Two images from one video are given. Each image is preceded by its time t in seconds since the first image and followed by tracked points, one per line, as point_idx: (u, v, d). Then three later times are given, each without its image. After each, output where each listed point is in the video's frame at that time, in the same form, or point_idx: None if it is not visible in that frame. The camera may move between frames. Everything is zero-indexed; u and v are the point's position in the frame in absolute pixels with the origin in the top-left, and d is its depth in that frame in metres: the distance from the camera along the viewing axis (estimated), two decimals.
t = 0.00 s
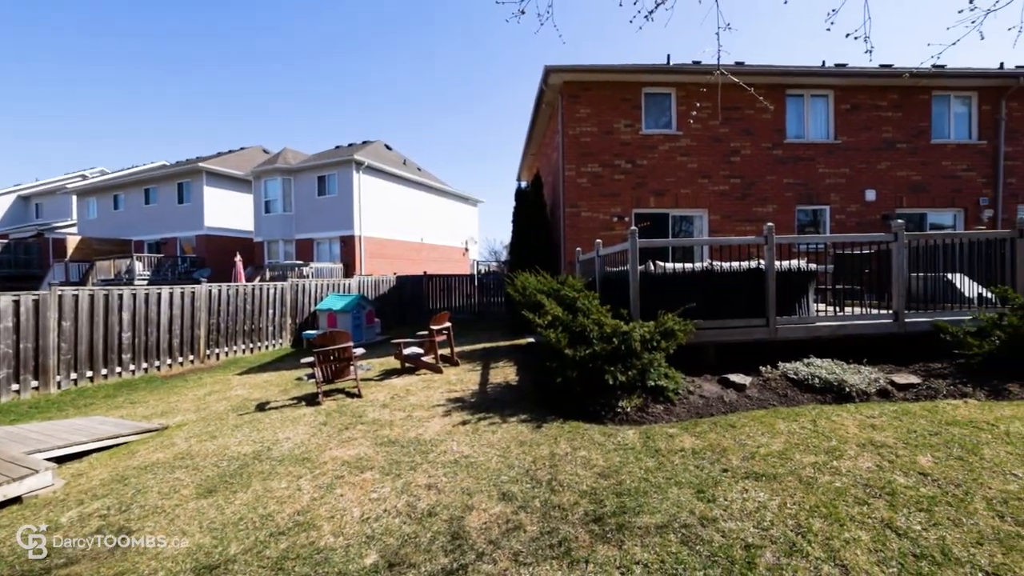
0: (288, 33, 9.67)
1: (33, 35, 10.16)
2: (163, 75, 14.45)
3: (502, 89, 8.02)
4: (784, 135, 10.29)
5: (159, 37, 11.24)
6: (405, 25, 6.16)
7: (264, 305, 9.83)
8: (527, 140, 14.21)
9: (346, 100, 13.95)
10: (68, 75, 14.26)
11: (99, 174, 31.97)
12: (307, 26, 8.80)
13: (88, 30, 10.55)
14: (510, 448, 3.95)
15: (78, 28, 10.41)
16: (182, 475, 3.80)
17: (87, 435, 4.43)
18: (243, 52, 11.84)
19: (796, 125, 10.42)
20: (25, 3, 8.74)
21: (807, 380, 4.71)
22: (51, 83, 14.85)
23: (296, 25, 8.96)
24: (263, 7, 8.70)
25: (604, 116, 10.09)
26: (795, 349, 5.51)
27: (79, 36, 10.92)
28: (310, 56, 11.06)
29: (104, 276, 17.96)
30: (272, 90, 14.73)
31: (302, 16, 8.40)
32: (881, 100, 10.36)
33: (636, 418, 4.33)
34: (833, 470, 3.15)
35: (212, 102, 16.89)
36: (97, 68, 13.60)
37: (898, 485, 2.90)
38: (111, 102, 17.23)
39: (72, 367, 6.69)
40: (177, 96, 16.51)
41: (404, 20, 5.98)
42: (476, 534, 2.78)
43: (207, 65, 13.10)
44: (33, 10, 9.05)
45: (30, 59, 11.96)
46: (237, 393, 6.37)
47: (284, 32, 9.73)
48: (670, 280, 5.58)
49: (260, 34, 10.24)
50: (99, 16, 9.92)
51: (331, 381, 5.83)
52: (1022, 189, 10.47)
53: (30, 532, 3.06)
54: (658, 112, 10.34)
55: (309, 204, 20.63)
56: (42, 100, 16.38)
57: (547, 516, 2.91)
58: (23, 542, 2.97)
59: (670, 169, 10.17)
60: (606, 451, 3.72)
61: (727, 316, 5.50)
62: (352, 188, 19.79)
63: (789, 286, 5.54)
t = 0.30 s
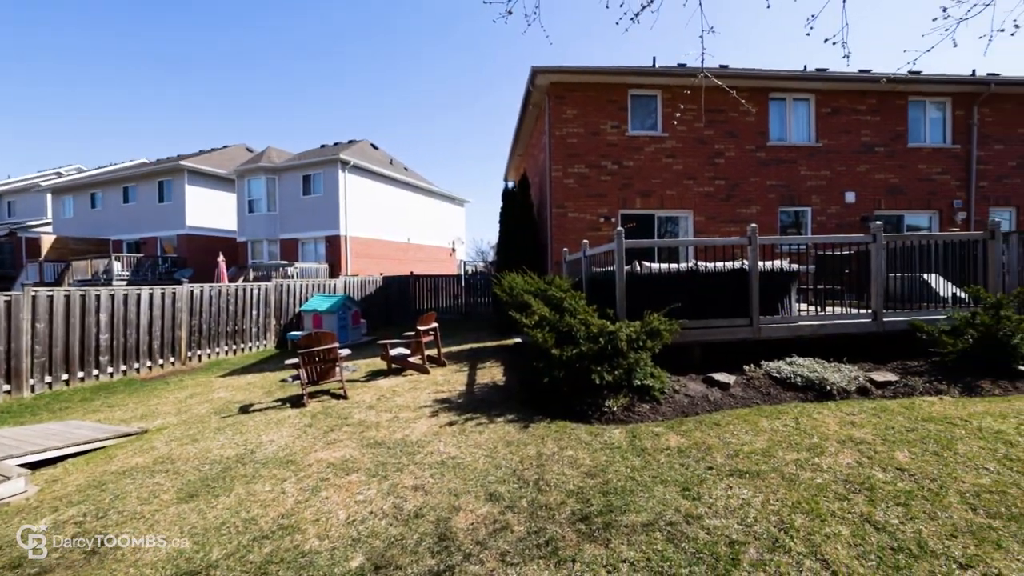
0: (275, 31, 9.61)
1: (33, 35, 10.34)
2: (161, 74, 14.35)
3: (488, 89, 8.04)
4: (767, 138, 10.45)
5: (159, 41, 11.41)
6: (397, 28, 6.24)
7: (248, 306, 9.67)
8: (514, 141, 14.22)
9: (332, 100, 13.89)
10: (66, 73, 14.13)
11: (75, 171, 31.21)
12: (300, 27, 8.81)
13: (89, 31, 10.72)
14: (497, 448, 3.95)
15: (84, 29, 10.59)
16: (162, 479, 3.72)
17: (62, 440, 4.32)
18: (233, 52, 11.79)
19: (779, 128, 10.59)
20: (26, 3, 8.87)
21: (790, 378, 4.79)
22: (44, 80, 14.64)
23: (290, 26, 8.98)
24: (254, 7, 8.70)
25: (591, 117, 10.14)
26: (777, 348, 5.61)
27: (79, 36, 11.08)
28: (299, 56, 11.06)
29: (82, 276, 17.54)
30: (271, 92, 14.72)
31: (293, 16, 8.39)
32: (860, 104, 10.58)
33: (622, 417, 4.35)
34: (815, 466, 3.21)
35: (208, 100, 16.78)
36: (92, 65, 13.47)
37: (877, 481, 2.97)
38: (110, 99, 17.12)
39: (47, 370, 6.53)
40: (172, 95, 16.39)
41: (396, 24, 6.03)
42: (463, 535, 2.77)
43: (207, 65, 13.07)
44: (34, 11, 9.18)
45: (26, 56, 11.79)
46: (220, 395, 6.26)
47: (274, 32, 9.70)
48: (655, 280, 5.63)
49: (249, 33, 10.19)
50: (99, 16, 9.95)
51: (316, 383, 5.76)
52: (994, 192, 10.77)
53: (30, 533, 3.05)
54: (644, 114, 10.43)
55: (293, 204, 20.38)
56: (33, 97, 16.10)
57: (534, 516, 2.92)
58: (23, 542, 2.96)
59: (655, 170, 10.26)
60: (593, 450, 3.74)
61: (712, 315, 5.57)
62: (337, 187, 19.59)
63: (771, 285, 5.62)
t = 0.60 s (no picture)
0: (263, 30, 9.52)
1: (33, 35, 10.44)
2: (159, 75, 14.25)
3: (476, 90, 8.05)
4: (750, 140, 10.60)
5: (160, 41, 11.25)
6: (388, 28, 6.20)
7: (231, 306, 9.52)
8: (502, 141, 14.23)
9: (323, 100, 13.79)
10: (65, 72, 13.99)
11: (49, 168, 30.39)
12: (290, 27, 8.75)
13: (89, 31, 10.67)
14: (484, 448, 3.95)
15: (87, 29, 10.48)
16: (141, 484, 3.64)
17: (35, 446, 4.20)
18: (221, 51, 11.66)
19: (762, 130, 10.75)
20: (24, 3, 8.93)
21: (773, 377, 4.87)
22: (40, 78, 14.51)
23: (280, 26, 8.93)
24: (244, 6, 8.62)
25: (577, 117, 10.18)
26: (760, 347, 5.70)
27: (79, 36, 11.06)
28: (286, 55, 10.92)
29: (57, 276, 17.22)
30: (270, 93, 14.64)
31: (283, 16, 8.31)
32: (841, 107, 10.79)
33: (609, 416, 4.38)
34: (797, 463, 3.26)
35: (204, 102, 16.64)
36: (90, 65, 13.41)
37: (856, 476, 3.03)
38: (110, 100, 17.01)
39: (20, 373, 6.34)
40: (169, 95, 16.26)
41: (386, 23, 6.03)
42: (450, 535, 2.77)
43: (206, 67, 13.03)
44: (33, 10, 9.26)
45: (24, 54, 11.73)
46: (201, 398, 6.15)
47: (262, 31, 9.62)
48: (641, 280, 5.68)
49: (237, 32, 10.07)
50: (99, 16, 9.83)
51: (301, 385, 5.69)
52: (967, 195, 11.06)
53: (31, 533, 3.04)
54: (629, 115, 10.51)
55: (278, 203, 20.12)
56: (27, 94, 15.95)
57: (521, 516, 2.92)
58: (23, 542, 2.96)
59: (641, 171, 10.34)
60: (580, 450, 3.76)
61: (697, 315, 5.63)
62: (323, 186, 19.38)
63: (754, 285, 5.71)
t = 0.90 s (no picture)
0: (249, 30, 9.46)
1: (33, 36, 10.60)
2: (158, 75, 14.25)
3: (463, 90, 8.06)
4: (734, 142, 10.74)
5: (160, 44, 11.36)
6: (373, 27, 6.18)
7: (213, 307, 9.36)
8: (489, 141, 14.22)
9: (310, 99, 13.73)
10: (66, 73, 14.23)
11: (23, 165, 29.55)
12: (275, 27, 8.72)
13: (90, 31, 10.74)
14: (471, 448, 3.94)
15: (87, 29, 10.57)
16: (120, 489, 3.56)
17: (9, 451, 4.08)
18: (207, 52, 11.57)
19: (745, 132, 10.90)
20: (24, 3, 9.13)
21: (756, 375, 4.94)
22: (38, 77, 14.66)
23: (268, 26, 8.91)
24: (230, 6, 8.55)
25: (564, 118, 10.22)
26: (744, 346, 5.78)
27: (80, 37, 11.12)
28: (271, 54, 10.82)
29: (31, 276, 16.77)
30: (271, 98, 14.78)
31: (268, 15, 8.29)
32: (821, 111, 11.00)
33: (595, 416, 4.41)
34: (779, 459, 3.33)
35: (204, 104, 16.69)
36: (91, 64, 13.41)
37: (837, 472, 3.09)
38: (109, 99, 17.04)
39: None
40: (167, 95, 16.24)
41: (372, 23, 6.03)
42: (437, 536, 2.76)
43: (206, 70, 13.10)
44: (32, 10, 9.43)
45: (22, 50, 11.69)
46: (183, 400, 6.04)
47: (249, 31, 9.57)
48: (627, 280, 5.72)
49: (224, 32, 10.00)
50: (101, 17, 9.91)
51: (286, 386, 5.62)
52: (943, 198, 11.36)
53: (30, 533, 3.03)
54: (616, 116, 10.58)
55: (262, 202, 19.83)
56: (24, 93, 16.05)
57: (508, 516, 2.92)
58: (23, 542, 2.94)
59: (627, 172, 10.42)
60: (566, 449, 3.77)
61: (682, 315, 5.69)
62: (308, 185, 19.16)
63: (738, 285, 5.79)
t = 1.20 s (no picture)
0: (235, 29, 9.39)
1: (34, 36, 10.63)
2: (157, 75, 14.26)
3: (450, 90, 8.04)
4: (718, 144, 10.88)
5: (161, 45, 11.39)
6: (360, 25, 6.11)
7: (196, 307, 9.20)
8: (476, 141, 14.19)
9: (297, 98, 13.61)
10: (66, 72, 14.41)
11: None
12: (262, 25, 8.63)
13: (93, 32, 10.75)
14: (458, 448, 3.94)
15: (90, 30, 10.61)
16: (97, 495, 3.48)
17: None
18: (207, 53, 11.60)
19: (730, 134, 11.04)
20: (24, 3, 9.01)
21: (740, 374, 5.01)
22: (38, 77, 14.87)
23: (257, 26, 8.83)
24: (215, 5, 8.45)
25: (551, 119, 10.25)
26: (728, 345, 5.85)
27: (82, 37, 11.12)
28: (257, 53, 10.68)
29: (4, 275, 16.37)
30: (273, 102, 14.82)
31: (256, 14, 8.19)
32: (803, 114, 11.19)
33: (582, 415, 4.43)
34: (763, 455, 3.38)
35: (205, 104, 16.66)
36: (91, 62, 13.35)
37: (818, 468, 3.15)
38: (110, 99, 17.22)
39: None
40: (166, 95, 16.24)
41: (360, 22, 5.99)
42: (425, 537, 2.75)
43: (205, 72, 13.12)
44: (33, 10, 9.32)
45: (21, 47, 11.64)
46: (164, 403, 5.93)
47: (233, 31, 9.51)
48: (613, 280, 5.76)
49: (212, 31, 9.88)
50: (105, 21, 10.00)
51: (270, 388, 5.55)
52: (919, 200, 11.63)
53: (30, 533, 3.02)
54: (603, 118, 10.64)
55: (245, 201, 19.54)
56: (24, 93, 16.24)
57: (496, 516, 2.92)
58: (23, 542, 2.94)
59: (614, 173, 10.48)
60: (553, 448, 3.78)
61: (667, 315, 5.74)
62: (293, 185, 18.94)
63: (723, 285, 5.86)
